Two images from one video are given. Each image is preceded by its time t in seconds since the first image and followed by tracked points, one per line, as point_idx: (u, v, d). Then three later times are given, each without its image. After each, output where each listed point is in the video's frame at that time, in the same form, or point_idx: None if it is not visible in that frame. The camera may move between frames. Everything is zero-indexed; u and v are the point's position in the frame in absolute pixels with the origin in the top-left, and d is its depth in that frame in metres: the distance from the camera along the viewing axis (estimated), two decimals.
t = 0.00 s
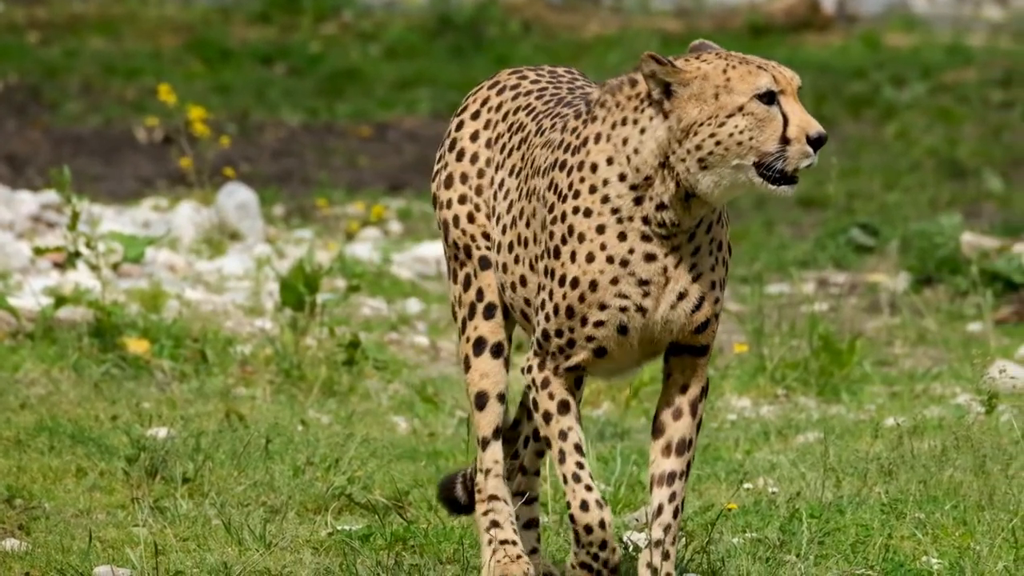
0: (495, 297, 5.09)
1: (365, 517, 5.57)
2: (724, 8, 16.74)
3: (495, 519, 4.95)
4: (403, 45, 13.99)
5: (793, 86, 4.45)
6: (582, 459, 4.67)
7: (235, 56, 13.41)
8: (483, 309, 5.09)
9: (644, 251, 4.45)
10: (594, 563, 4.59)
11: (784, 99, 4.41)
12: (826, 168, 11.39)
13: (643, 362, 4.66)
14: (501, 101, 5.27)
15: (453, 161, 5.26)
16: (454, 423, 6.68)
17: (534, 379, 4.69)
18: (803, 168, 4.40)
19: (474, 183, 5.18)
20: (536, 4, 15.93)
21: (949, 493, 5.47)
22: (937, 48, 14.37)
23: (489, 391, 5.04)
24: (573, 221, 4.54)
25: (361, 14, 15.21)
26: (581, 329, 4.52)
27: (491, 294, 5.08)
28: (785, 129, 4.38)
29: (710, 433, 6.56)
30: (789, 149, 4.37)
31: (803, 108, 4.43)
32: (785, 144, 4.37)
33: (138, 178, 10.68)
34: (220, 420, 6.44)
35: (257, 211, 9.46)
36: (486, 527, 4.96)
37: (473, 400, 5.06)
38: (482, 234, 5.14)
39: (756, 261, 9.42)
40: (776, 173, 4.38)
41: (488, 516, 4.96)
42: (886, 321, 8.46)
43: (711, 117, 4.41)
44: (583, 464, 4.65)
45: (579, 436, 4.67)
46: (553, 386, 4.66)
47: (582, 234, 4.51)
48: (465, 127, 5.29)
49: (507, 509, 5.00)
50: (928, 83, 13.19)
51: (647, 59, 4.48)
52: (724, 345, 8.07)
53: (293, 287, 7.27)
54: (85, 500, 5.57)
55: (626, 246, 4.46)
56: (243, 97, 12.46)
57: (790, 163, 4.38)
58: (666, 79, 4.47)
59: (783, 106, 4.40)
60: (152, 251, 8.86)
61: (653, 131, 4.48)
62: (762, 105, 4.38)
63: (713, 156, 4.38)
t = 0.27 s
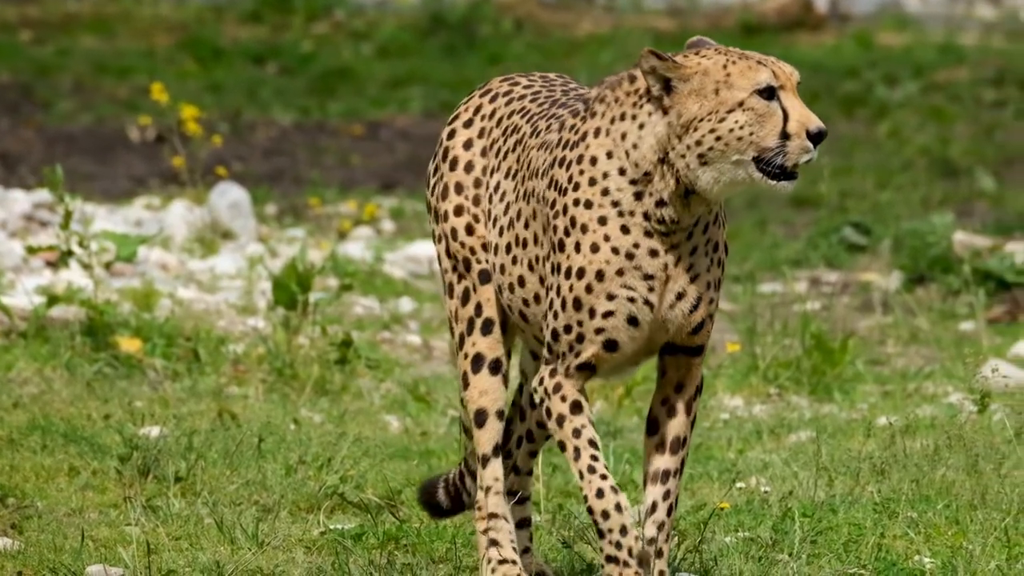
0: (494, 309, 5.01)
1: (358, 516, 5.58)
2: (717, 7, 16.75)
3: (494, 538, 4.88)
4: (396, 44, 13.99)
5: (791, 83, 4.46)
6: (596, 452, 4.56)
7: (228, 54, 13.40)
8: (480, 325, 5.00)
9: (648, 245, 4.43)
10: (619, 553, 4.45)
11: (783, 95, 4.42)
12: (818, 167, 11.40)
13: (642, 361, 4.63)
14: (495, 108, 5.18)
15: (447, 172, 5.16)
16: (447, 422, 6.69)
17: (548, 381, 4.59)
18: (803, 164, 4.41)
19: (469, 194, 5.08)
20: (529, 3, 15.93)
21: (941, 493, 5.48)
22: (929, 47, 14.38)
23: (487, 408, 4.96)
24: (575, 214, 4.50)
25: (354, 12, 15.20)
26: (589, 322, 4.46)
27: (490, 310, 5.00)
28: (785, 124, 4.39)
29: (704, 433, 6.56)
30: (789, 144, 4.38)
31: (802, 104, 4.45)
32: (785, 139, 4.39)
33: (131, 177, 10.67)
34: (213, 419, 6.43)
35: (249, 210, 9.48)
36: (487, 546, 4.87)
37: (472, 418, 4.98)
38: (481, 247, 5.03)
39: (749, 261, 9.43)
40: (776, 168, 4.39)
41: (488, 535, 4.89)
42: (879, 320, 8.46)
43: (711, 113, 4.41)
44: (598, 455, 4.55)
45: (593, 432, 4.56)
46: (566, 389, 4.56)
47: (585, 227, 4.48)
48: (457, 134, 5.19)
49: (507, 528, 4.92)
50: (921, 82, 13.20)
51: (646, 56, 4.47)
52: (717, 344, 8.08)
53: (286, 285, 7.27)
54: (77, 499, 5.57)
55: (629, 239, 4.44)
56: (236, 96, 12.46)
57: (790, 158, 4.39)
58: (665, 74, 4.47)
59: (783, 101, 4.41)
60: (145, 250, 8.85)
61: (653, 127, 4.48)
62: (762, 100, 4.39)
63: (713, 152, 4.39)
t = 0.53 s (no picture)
0: (485, 330, 4.96)
1: (349, 515, 5.58)
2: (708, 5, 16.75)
3: (486, 546, 4.86)
4: (386, 43, 13.98)
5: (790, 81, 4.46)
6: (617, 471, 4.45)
7: (218, 53, 13.39)
8: (472, 343, 4.96)
9: (651, 241, 4.40)
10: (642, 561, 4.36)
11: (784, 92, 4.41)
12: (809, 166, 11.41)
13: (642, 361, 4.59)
14: (485, 117, 5.13)
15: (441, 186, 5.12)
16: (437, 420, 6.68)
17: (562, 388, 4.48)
18: (803, 160, 4.40)
19: (463, 210, 5.04)
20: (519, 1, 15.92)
21: (931, 492, 5.49)
22: (920, 46, 14.39)
23: (480, 424, 4.95)
24: (578, 208, 4.46)
25: (345, 11, 15.19)
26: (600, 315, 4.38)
27: (482, 329, 4.96)
28: (786, 121, 4.38)
29: (694, 431, 6.56)
30: (790, 141, 4.37)
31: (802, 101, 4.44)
32: (785, 136, 4.38)
33: (121, 176, 10.66)
34: (203, 417, 6.43)
35: (240, 209, 9.47)
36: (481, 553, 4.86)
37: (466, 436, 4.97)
38: (475, 265, 4.97)
39: (740, 259, 9.43)
40: (777, 164, 4.38)
41: (481, 543, 4.87)
42: (869, 319, 8.46)
43: (712, 109, 4.40)
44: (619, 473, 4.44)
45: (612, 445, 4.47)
46: (583, 399, 4.46)
47: (588, 220, 4.43)
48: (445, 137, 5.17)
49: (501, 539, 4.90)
50: (912, 82, 13.21)
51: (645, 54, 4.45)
52: (707, 343, 8.08)
53: (276, 284, 7.27)
54: (68, 498, 5.56)
55: (632, 233, 4.40)
56: (226, 95, 12.45)
57: (791, 154, 4.38)
58: (665, 70, 4.45)
59: (784, 97, 4.40)
60: (135, 249, 8.83)
61: (653, 123, 4.45)
62: (763, 96, 4.38)
63: (713, 149, 4.38)
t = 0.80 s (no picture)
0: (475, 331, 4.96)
1: (340, 514, 5.57)
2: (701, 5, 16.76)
3: (477, 545, 4.87)
4: (378, 43, 13.98)
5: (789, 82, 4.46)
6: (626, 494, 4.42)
7: (210, 52, 13.38)
8: (461, 344, 4.96)
9: (652, 240, 4.40)
10: None
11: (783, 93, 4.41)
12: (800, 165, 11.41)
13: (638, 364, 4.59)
14: (477, 117, 5.13)
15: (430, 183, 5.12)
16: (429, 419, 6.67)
17: (573, 393, 4.45)
18: (803, 161, 4.40)
19: (451, 207, 5.04)
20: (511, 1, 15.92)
21: (923, 491, 5.49)
22: (912, 45, 14.40)
23: (471, 426, 4.95)
24: (578, 207, 4.45)
25: (337, 10, 15.19)
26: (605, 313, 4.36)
27: (472, 330, 4.95)
28: (786, 121, 4.38)
29: (687, 430, 6.57)
30: (790, 142, 4.37)
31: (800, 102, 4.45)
32: (786, 137, 4.38)
33: (113, 175, 10.65)
34: (195, 417, 6.42)
35: (232, 208, 9.45)
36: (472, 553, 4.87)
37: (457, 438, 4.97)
38: (464, 263, 4.98)
39: (732, 258, 9.43)
40: (777, 165, 4.38)
41: (472, 543, 4.88)
42: (861, 318, 8.46)
43: (712, 110, 4.39)
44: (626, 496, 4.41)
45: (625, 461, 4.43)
46: (597, 403, 4.43)
47: (589, 218, 4.43)
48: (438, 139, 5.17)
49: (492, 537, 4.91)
50: (903, 81, 13.22)
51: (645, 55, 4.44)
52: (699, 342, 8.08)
53: (268, 283, 7.27)
54: (59, 497, 5.55)
55: (633, 232, 4.40)
56: (218, 94, 12.44)
57: (791, 155, 4.38)
58: (664, 71, 4.44)
59: (783, 98, 4.39)
60: (127, 249, 8.83)
61: (653, 123, 4.45)
62: (762, 97, 4.38)
63: (715, 149, 4.38)
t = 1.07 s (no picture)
0: (469, 335, 4.97)
1: (332, 513, 5.56)
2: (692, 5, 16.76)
3: (470, 545, 4.88)
4: (370, 42, 13.97)
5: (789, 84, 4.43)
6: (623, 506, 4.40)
7: (202, 51, 13.36)
8: (455, 346, 4.97)
9: (649, 243, 4.38)
10: None
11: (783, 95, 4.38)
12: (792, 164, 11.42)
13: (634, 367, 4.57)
14: (468, 116, 5.12)
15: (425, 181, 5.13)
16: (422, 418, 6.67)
17: (573, 394, 4.42)
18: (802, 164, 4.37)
19: (443, 203, 5.05)
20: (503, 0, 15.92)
21: (915, 491, 5.50)
22: (904, 45, 14.41)
23: (465, 426, 4.94)
24: (576, 206, 4.42)
25: (329, 10, 15.18)
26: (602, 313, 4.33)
27: (464, 334, 4.97)
28: (786, 124, 4.35)
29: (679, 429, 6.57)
30: (789, 145, 4.34)
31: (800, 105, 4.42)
32: (785, 140, 4.35)
33: (105, 174, 10.64)
34: (187, 416, 6.42)
35: (224, 208, 9.46)
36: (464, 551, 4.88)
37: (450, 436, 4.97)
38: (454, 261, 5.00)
39: (724, 258, 9.43)
40: (776, 168, 4.35)
41: (465, 542, 4.89)
42: (853, 318, 8.47)
43: (711, 113, 4.37)
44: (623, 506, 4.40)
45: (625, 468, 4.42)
46: (596, 406, 4.40)
47: (588, 217, 4.40)
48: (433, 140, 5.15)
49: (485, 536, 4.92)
50: (895, 80, 13.23)
51: (644, 59, 4.41)
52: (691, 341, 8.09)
53: (260, 282, 7.25)
54: (51, 496, 5.55)
55: (632, 233, 4.38)
56: (210, 94, 12.43)
57: (790, 158, 4.35)
58: (663, 73, 4.42)
59: (782, 101, 4.36)
60: (118, 248, 8.82)
61: (652, 126, 4.43)
62: (762, 100, 4.35)
63: (714, 152, 4.35)
